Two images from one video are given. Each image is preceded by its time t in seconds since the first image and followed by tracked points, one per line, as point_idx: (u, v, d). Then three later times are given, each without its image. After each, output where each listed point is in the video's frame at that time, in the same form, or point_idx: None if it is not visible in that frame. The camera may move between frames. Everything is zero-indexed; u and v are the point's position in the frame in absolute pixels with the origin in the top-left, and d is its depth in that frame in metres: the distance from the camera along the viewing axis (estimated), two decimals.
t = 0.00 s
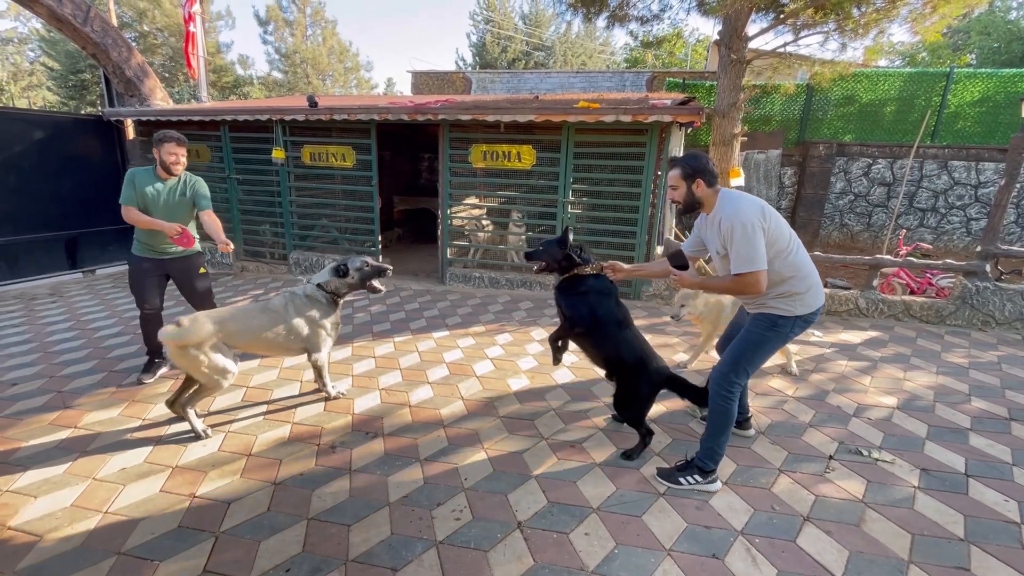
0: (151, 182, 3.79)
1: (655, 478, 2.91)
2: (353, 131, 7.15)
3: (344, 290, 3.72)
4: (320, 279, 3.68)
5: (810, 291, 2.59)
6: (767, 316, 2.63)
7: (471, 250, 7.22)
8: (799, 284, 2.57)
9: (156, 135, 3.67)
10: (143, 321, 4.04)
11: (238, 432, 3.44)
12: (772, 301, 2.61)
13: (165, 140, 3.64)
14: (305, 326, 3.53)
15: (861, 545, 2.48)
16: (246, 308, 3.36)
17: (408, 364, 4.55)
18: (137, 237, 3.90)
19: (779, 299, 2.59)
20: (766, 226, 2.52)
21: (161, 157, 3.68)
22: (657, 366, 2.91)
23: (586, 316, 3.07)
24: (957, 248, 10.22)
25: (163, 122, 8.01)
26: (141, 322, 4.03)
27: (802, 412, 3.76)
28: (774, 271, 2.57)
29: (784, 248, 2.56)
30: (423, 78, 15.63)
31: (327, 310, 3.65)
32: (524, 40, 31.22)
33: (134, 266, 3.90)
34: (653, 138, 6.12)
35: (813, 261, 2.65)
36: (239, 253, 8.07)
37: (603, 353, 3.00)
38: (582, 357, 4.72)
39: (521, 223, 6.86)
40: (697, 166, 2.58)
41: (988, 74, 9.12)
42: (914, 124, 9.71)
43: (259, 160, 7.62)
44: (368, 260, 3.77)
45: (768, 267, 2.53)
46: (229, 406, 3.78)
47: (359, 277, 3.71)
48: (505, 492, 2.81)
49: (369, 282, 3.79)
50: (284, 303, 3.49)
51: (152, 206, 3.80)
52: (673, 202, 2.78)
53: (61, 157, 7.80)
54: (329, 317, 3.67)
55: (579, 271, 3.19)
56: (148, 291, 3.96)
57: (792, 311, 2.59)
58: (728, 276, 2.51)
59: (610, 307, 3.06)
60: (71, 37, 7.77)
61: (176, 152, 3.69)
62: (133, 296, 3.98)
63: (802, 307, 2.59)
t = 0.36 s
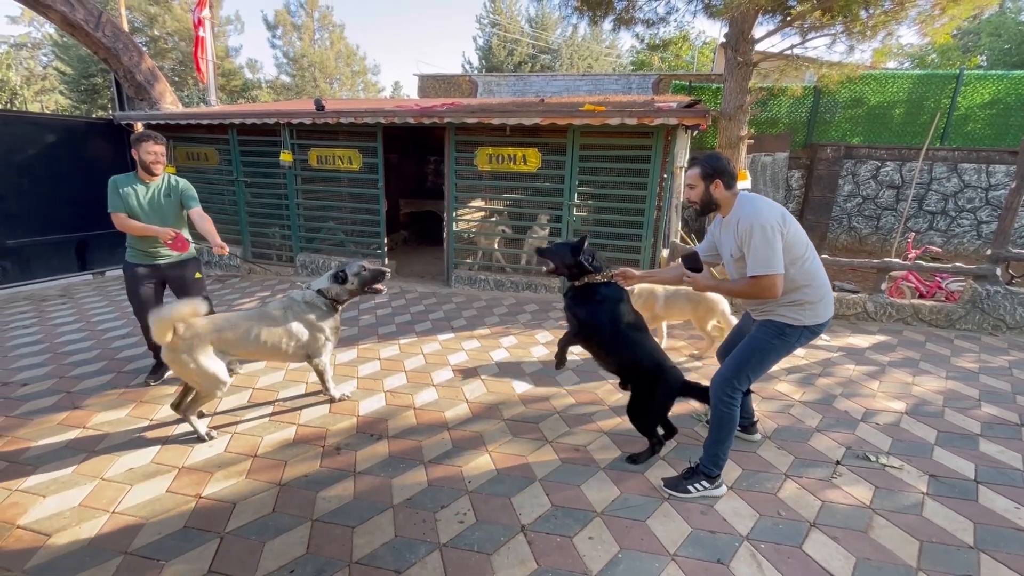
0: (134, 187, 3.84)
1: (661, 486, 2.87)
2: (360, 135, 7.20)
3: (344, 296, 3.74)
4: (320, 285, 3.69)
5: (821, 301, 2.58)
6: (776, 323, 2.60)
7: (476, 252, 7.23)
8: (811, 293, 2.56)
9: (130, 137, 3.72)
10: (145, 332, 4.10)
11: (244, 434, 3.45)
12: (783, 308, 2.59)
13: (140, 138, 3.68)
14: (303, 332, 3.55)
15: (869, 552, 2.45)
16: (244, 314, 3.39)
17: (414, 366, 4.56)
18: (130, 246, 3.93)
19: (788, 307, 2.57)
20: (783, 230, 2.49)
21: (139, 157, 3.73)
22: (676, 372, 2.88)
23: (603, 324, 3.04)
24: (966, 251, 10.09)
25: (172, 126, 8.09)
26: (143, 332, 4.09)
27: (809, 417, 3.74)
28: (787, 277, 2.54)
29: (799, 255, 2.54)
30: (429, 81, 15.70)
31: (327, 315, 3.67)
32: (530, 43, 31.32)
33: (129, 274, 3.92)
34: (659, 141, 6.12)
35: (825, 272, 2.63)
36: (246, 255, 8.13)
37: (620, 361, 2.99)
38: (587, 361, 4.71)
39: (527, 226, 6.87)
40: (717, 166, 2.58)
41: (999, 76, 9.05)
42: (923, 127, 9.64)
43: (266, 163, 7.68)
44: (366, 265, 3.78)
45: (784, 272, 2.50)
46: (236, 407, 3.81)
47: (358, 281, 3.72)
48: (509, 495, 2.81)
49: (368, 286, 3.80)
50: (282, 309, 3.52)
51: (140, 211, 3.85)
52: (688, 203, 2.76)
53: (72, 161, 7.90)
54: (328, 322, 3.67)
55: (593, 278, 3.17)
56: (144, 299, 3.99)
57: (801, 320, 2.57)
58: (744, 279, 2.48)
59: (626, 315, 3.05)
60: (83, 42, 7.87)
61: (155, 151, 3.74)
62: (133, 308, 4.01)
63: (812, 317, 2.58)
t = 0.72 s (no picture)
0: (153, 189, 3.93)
1: (662, 488, 2.88)
2: (367, 138, 7.26)
3: (346, 300, 3.78)
4: (321, 291, 3.72)
5: (823, 305, 2.58)
6: (777, 327, 2.61)
7: (482, 255, 7.26)
8: (813, 296, 2.56)
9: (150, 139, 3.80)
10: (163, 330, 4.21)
11: (250, 433, 3.50)
12: (784, 312, 2.60)
13: (158, 140, 3.75)
14: (304, 335, 3.58)
15: (871, 556, 2.45)
16: (248, 318, 3.43)
17: (418, 367, 4.59)
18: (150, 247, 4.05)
19: (790, 311, 2.58)
20: (786, 233, 2.50)
21: (158, 160, 3.82)
22: (659, 350, 2.93)
23: (594, 296, 3.07)
24: (976, 256, 10.02)
25: (183, 129, 8.21)
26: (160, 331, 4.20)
27: (813, 421, 3.73)
28: (789, 281, 2.55)
29: (802, 258, 2.55)
30: (437, 85, 15.79)
31: (327, 318, 3.70)
32: (538, 46, 31.42)
33: (149, 275, 4.03)
34: (664, 145, 6.13)
35: (828, 276, 2.63)
36: (254, 257, 8.21)
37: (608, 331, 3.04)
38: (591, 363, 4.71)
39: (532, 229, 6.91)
40: (721, 167, 2.59)
41: (1010, 80, 8.98)
42: (933, 130, 9.58)
43: (275, 165, 7.76)
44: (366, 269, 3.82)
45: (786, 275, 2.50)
46: (243, 406, 3.85)
47: (358, 285, 3.77)
48: (511, 495, 2.83)
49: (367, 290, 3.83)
50: (285, 311, 3.56)
51: (158, 213, 3.94)
52: (692, 202, 2.77)
53: (85, 163, 8.03)
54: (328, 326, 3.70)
55: (584, 251, 3.19)
56: (160, 297, 4.07)
57: (803, 324, 2.58)
58: (746, 281, 2.49)
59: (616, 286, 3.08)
60: (98, 47, 8.00)
61: (172, 152, 3.81)
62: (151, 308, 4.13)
63: (814, 321, 2.58)
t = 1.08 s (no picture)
0: (172, 188, 4.03)
1: (665, 487, 2.90)
2: (379, 140, 7.36)
3: (359, 301, 3.83)
4: (335, 292, 3.80)
5: (824, 305, 2.59)
6: (779, 327, 2.62)
7: (491, 256, 7.32)
8: (814, 296, 2.57)
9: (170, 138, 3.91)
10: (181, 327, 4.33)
11: (261, 427, 3.57)
12: (786, 312, 2.61)
13: (177, 139, 3.86)
14: (318, 339, 3.65)
15: (873, 557, 2.45)
16: (262, 318, 3.51)
17: (425, 366, 4.65)
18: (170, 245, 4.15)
19: (791, 310, 2.60)
20: (786, 232, 2.52)
21: (178, 158, 3.93)
22: (668, 369, 2.97)
23: (602, 320, 3.07)
24: (993, 260, 9.87)
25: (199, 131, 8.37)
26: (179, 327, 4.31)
27: (819, 423, 3.72)
28: (790, 280, 2.57)
29: (802, 257, 2.56)
30: (448, 88, 15.93)
31: (342, 320, 3.78)
32: (549, 49, 31.53)
33: (168, 273, 4.14)
34: (673, 148, 6.15)
35: (830, 275, 2.64)
36: (267, 257, 8.34)
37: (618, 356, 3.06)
38: (597, 364, 4.74)
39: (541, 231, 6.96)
40: (722, 167, 2.62)
41: None
42: (948, 133, 9.49)
43: (288, 167, 7.89)
44: (380, 270, 3.84)
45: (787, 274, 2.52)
46: (254, 402, 3.93)
47: (370, 286, 3.79)
48: (514, 491, 2.87)
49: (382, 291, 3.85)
50: (300, 315, 3.63)
51: (177, 211, 4.04)
52: (693, 203, 2.79)
53: (105, 165, 8.22)
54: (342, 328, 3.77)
55: (587, 275, 3.12)
56: (179, 295, 4.18)
57: (804, 324, 2.59)
58: (747, 281, 2.51)
59: (623, 310, 3.07)
60: (118, 52, 8.20)
61: (190, 152, 3.92)
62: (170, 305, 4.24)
63: (815, 321, 2.59)
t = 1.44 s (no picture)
0: (180, 187, 4.06)
1: (670, 493, 2.84)
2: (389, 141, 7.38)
3: (363, 301, 3.78)
4: (338, 291, 3.75)
5: (835, 308, 2.53)
6: (788, 331, 2.56)
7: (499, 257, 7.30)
8: (824, 298, 2.51)
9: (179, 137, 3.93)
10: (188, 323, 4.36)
11: (265, 426, 3.57)
12: (795, 315, 2.55)
13: (185, 138, 3.88)
14: (319, 336, 3.63)
15: (883, 569, 2.37)
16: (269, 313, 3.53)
17: (430, 367, 4.63)
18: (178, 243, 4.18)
19: (800, 314, 2.53)
20: (795, 233, 2.46)
21: (185, 157, 3.94)
22: (672, 377, 2.90)
23: (602, 327, 3.02)
24: (1013, 265, 9.64)
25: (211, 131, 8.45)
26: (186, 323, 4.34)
27: (829, 430, 3.64)
28: (800, 282, 2.50)
29: (811, 259, 2.50)
30: (459, 89, 15.96)
31: (345, 321, 3.72)
32: (561, 50, 31.51)
33: (176, 270, 4.17)
34: (683, 149, 6.07)
35: (840, 278, 2.58)
36: (277, 257, 8.39)
37: (620, 363, 2.99)
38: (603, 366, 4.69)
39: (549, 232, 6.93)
40: (732, 166, 2.56)
41: None
42: (967, 134, 9.31)
43: (298, 167, 7.94)
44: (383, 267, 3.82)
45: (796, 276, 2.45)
46: (259, 401, 3.94)
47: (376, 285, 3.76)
48: (515, 495, 2.83)
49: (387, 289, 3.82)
50: (301, 312, 3.62)
51: (185, 210, 4.07)
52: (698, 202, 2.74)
53: (119, 165, 8.33)
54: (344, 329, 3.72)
55: (590, 280, 3.09)
56: (187, 292, 4.21)
57: (814, 327, 2.52)
58: (754, 282, 2.45)
59: (625, 316, 3.02)
60: (133, 53, 8.31)
61: (199, 151, 3.95)
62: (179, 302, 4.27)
63: (825, 325, 2.52)
